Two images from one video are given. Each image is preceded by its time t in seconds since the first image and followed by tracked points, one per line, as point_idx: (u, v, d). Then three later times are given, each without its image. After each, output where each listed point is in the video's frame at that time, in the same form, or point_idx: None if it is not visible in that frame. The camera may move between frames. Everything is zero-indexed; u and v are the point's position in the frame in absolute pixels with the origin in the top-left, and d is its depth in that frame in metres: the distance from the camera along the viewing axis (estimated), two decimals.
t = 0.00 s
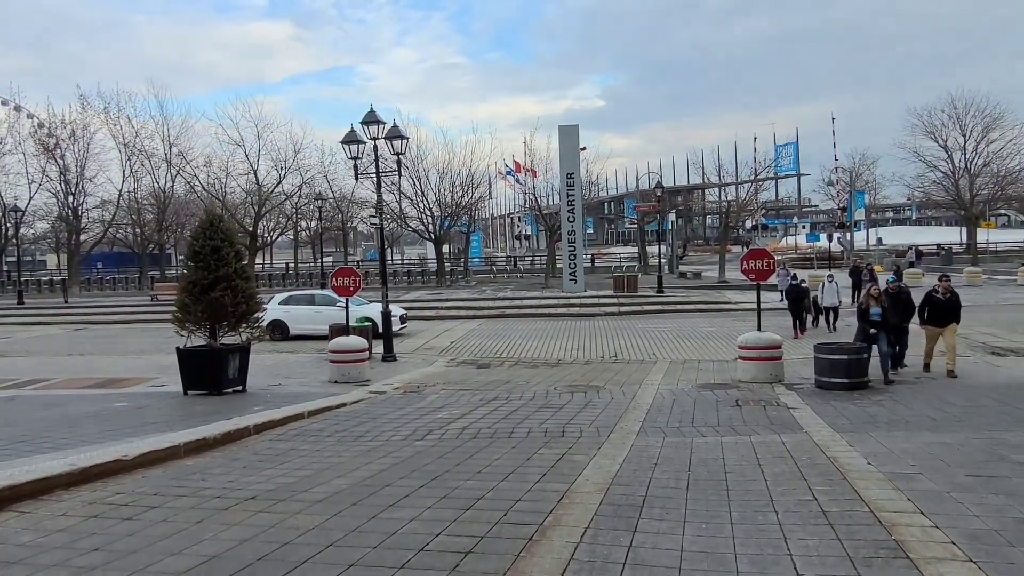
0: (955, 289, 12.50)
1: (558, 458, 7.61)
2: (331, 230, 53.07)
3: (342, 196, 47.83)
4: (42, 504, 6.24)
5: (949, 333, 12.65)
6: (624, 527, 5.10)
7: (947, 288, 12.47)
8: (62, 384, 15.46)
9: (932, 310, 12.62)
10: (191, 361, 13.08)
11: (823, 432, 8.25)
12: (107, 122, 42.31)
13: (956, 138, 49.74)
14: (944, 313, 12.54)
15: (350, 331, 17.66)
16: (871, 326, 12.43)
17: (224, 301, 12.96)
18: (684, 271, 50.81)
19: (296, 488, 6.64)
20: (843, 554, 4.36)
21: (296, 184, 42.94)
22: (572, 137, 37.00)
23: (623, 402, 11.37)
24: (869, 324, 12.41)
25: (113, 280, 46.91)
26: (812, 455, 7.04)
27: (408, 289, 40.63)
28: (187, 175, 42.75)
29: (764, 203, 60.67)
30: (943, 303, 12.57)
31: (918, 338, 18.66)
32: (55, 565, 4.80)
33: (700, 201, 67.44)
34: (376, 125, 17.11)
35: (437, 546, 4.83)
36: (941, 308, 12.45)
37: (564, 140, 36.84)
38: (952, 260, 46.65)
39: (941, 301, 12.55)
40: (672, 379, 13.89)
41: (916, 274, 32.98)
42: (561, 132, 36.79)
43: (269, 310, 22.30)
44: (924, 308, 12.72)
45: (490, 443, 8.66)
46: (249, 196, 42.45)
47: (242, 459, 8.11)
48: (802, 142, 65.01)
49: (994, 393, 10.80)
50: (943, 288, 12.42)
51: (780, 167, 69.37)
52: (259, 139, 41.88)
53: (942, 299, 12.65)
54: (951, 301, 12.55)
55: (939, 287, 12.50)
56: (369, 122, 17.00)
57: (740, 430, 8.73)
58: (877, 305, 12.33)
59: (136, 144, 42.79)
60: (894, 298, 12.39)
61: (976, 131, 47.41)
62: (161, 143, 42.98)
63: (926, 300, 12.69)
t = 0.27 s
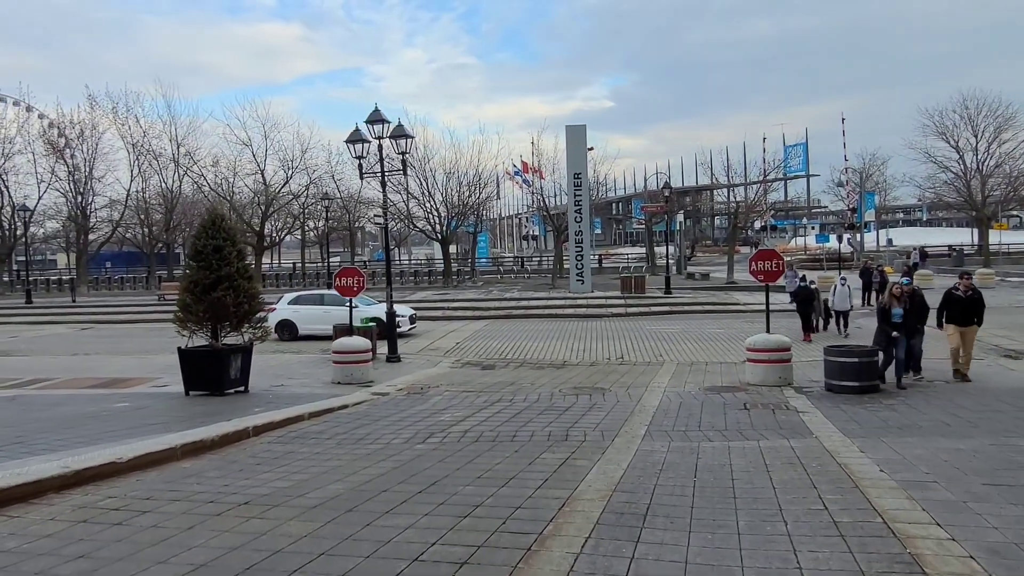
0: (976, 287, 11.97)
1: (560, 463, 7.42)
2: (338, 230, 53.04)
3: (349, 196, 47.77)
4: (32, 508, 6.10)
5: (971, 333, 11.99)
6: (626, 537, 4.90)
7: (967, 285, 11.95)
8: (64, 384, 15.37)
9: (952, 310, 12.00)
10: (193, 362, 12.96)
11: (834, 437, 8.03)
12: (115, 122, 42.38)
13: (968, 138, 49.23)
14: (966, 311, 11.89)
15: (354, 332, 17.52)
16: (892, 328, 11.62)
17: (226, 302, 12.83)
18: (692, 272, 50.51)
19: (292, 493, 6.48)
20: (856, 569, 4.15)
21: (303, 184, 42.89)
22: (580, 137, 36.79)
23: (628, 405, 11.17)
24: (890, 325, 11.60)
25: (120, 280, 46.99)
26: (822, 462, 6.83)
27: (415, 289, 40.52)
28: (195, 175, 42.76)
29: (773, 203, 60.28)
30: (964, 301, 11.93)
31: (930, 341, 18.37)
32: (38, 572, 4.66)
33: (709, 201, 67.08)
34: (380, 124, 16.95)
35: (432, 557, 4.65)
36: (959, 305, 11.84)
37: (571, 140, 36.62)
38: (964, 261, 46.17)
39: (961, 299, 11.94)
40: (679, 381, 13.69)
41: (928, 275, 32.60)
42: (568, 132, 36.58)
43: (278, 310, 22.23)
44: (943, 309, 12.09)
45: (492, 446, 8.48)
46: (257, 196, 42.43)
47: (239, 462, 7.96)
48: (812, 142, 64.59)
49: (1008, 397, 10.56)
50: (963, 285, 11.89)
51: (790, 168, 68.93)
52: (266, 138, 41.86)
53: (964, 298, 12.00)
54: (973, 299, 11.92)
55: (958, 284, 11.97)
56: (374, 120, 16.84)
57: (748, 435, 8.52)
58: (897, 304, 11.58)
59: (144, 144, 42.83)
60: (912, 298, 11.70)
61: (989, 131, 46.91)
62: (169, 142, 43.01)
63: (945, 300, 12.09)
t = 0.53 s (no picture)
0: (993, 292, 11.66)
1: (563, 469, 7.24)
2: (342, 233, 52.99)
3: (352, 200, 47.72)
4: (20, 517, 5.95)
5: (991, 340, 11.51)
6: (631, 547, 4.72)
7: (983, 291, 11.68)
8: (64, 388, 15.25)
9: (969, 317, 11.62)
10: (192, 366, 12.82)
11: (843, 442, 7.83)
12: (120, 126, 42.40)
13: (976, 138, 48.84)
14: (984, 316, 11.49)
15: (356, 336, 17.37)
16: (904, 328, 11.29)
17: (225, 305, 12.68)
18: (697, 274, 50.28)
19: (288, 501, 6.30)
20: None
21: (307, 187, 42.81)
22: (584, 138, 36.59)
23: (633, 409, 10.97)
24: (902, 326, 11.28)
25: (125, 284, 47.04)
26: (833, 468, 6.62)
27: (420, 292, 40.35)
28: (199, 179, 42.74)
29: (779, 205, 59.96)
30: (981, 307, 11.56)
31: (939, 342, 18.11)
32: None
33: (714, 203, 66.82)
34: (381, 125, 16.80)
35: (427, 569, 4.47)
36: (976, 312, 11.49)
37: (575, 142, 36.45)
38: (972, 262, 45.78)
39: (978, 305, 11.57)
40: (685, 384, 13.48)
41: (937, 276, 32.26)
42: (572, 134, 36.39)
43: (286, 314, 22.16)
44: (960, 316, 11.72)
45: (493, 452, 8.30)
46: (261, 199, 42.40)
47: (236, 469, 7.79)
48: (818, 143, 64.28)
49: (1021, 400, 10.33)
50: (979, 289, 11.60)
51: (796, 170, 68.65)
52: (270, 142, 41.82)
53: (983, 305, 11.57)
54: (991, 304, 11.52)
55: (974, 289, 11.70)
56: (375, 122, 16.69)
57: (756, 440, 8.32)
58: (910, 304, 11.25)
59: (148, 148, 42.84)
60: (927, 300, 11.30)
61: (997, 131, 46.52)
62: (173, 146, 43.02)
63: (960, 306, 11.74)
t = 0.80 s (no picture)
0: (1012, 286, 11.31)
1: (564, 475, 7.03)
2: (346, 234, 52.87)
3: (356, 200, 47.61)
4: (5, 525, 5.77)
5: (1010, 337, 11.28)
6: (634, 560, 4.52)
7: (1002, 286, 11.30)
8: (63, 390, 15.10)
9: (988, 314, 11.38)
10: (191, 368, 12.65)
11: (854, 448, 7.60)
12: (124, 127, 42.37)
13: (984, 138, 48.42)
14: (1003, 314, 11.23)
15: (358, 338, 17.20)
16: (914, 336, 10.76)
17: (224, 306, 12.51)
18: (703, 275, 50.01)
19: (280, 509, 6.12)
20: None
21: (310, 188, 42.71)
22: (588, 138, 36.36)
23: (638, 413, 10.76)
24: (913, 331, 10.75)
25: (130, 285, 47.03)
26: (844, 476, 6.40)
27: (424, 293, 40.18)
28: (203, 180, 42.67)
29: (785, 206, 59.61)
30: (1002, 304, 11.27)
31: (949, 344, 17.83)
32: None
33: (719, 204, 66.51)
34: (384, 125, 16.63)
35: None
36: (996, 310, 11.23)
37: (580, 142, 36.23)
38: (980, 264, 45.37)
39: (996, 302, 11.29)
40: (691, 387, 13.24)
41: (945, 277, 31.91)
42: (577, 134, 36.18)
43: (296, 315, 22.00)
44: (979, 312, 11.49)
45: (494, 457, 8.09)
46: (265, 200, 42.31)
47: (230, 475, 7.61)
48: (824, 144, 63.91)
49: None
50: (997, 286, 11.24)
51: (802, 170, 68.28)
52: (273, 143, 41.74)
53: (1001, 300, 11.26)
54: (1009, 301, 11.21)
55: (992, 285, 11.32)
56: (377, 121, 16.52)
57: (764, 445, 8.10)
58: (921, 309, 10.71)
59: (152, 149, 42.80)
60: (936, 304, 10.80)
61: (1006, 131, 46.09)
62: (177, 147, 42.98)
63: (978, 303, 11.49)
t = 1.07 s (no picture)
0: None
1: (568, 480, 6.83)
2: (355, 234, 52.82)
3: (365, 201, 47.56)
4: None
5: None
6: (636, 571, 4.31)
7: None
8: (67, 390, 15.03)
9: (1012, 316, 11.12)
10: (193, 368, 12.52)
11: (867, 452, 7.36)
12: (133, 128, 42.47)
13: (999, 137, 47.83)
14: None
15: (363, 339, 17.05)
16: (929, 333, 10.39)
17: (226, 306, 12.39)
18: (713, 276, 49.62)
19: (274, 514, 5.95)
20: None
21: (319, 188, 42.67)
22: (597, 138, 36.11)
23: (646, 415, 10.54)
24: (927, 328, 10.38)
25: (139, 286, 47.14)
26: (856, 482, 6.17)
27: (432, 294, 40.02)
28: (212, 180, 42.70)
29: (797, 206, 59.13)
30: None
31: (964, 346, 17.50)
32: None
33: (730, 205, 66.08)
34: (390, 123, 16.48)
35: None
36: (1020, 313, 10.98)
37: (589, 142, 35.99)
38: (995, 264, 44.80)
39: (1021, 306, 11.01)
40: (700, 389, 13.00)
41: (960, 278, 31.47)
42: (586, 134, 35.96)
43: (311, 315, 21.88)
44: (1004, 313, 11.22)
45: (497, 460, 7.90)
46: (273, 201, 42.31)
47: (226, 478, 7.45)
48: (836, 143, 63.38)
49: None
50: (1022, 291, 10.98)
51: (814, 170, 67.77)
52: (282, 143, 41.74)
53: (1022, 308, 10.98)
54: None
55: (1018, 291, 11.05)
56: (382, 120, 16.38)
57: (774, 450, 7.87)
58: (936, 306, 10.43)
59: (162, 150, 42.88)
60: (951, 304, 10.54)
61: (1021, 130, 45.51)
62: (186, 148, 43.06)
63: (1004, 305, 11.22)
